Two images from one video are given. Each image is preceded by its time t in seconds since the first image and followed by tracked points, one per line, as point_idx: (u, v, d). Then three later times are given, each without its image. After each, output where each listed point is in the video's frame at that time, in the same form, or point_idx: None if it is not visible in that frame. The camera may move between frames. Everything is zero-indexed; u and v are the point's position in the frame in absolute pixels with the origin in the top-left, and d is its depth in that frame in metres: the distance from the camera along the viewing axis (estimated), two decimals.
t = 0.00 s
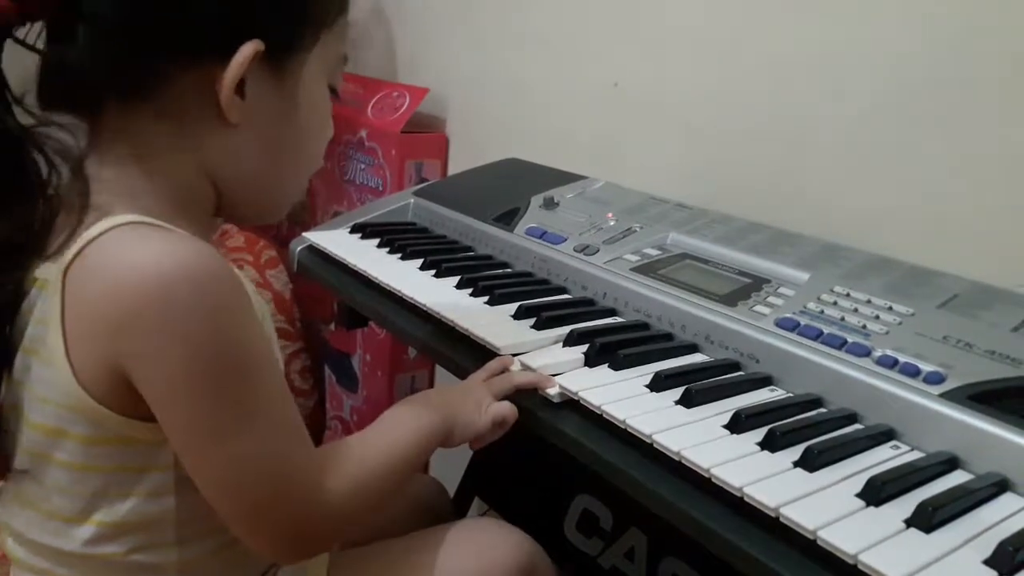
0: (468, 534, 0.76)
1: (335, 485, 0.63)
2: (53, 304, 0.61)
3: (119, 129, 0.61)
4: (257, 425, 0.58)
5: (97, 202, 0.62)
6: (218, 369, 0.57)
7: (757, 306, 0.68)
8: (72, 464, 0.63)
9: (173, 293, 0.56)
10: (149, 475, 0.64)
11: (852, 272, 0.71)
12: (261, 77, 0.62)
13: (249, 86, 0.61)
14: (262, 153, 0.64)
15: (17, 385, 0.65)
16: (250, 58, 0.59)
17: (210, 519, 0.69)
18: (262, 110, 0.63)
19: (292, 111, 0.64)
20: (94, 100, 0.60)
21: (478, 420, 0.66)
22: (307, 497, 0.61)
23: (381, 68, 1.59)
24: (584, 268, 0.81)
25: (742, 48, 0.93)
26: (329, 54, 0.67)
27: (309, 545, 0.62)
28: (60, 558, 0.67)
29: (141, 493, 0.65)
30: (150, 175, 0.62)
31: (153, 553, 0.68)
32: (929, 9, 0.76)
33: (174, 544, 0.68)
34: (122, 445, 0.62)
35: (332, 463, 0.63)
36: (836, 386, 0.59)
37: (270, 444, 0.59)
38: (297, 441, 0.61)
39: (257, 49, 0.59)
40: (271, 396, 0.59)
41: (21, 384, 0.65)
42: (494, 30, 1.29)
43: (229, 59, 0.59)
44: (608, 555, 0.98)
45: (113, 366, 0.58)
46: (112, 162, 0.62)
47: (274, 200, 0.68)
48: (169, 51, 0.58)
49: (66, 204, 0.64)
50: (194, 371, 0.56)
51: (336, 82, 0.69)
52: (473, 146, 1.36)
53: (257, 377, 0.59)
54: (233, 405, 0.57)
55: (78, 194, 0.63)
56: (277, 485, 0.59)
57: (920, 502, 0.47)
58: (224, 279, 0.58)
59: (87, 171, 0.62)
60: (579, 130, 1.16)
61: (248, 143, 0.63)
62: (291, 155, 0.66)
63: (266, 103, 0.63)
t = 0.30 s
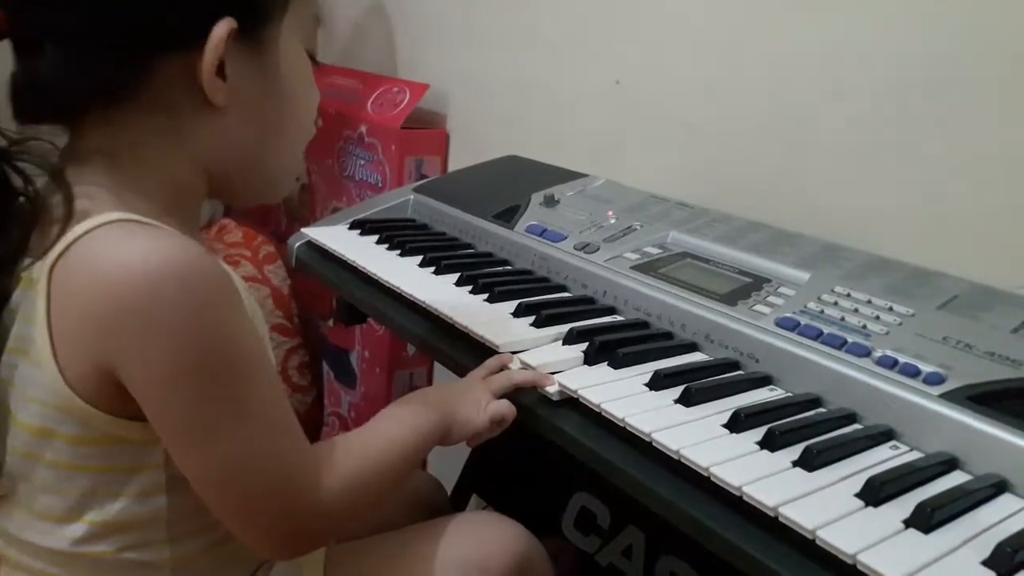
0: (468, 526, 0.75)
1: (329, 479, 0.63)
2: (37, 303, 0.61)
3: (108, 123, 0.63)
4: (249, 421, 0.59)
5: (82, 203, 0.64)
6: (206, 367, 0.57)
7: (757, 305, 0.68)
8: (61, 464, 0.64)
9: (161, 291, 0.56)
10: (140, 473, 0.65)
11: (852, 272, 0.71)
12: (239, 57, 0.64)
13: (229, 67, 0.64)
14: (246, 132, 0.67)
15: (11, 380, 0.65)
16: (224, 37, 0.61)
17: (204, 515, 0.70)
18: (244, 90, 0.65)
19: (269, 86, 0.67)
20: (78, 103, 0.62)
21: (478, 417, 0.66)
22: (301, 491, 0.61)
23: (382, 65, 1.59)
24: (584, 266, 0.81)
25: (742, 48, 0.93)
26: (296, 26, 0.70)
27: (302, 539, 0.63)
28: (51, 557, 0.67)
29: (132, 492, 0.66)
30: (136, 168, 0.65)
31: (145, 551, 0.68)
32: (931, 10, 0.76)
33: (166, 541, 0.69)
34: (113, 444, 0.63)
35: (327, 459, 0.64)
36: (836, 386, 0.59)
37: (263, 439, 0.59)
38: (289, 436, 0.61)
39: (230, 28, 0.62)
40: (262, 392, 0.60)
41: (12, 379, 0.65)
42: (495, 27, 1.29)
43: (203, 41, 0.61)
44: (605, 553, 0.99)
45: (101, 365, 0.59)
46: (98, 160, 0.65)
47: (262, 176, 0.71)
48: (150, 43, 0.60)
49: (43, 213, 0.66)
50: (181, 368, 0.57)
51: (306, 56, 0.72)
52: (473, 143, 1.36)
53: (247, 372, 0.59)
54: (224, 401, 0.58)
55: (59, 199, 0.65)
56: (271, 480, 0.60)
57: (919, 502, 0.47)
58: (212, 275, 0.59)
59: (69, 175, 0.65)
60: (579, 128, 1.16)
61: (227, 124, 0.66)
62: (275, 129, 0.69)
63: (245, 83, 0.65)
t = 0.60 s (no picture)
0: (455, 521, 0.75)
1: (330, 439, 0.65)
2: (11, 314, 0.59)
3: (73, 134, 0.58)
4: (243, 406, 0.59)
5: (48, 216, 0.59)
6: (192, 357, 0.57)
7: (757, 302, 0.68)
8: (50, 468, 0.62)
9: (139, 291, 0.55)
10: (131, 472, 0.64)
11: (852, 269, 0.71)
12: (204, 59, 0.60)
13: (194, 70, 0.59)
14: (213, 135, 0.63)
15: None
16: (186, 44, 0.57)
17: (203, 510, 0.69)
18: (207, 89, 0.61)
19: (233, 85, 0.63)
20: (36, 110, 0.57)
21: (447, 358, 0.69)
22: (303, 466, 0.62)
23: (379, 63, 1.58)
24: (583, 263, 0.80)
25: (742, 46, 0.93)
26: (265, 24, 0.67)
27: (315, 502, 0.64)
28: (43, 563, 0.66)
29: (122, 491, 0.64)
30: (102, 180, 0.60)
31: (141, 550, 0.66)
32: (931, 7, 0.76)
33: (161, 540, 0.67)
34: (103, 444, 0.61)
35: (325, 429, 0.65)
36: (836, 383, 0.59)
37: (259, 423, 0.60)
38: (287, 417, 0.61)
39: (193, 33, 0.58)
40: (250, 378, 0.60)
41: None
42: (493, 25, 1.28)
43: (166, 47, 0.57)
44: (605, 551, 0.98)
45: (83, 371, 0.57)
46: (63, 177, 0.60)
47: (235, 174, 0.67)
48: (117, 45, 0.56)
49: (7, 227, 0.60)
50: (167, 361, 0.56)
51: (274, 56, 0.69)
52: (472, 141, 1.35)
53: (234, 360, 0.59)
54: (213, 391, 0.58)
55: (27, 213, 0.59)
56: (273, 458, 0.60)
57: (920, 499, 0.47)
58: (190, 270, 0.58)
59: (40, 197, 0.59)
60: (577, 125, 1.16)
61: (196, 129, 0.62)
62: (243, 127, 0.65)
63: (207, 83, 0.61)
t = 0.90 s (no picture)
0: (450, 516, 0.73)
1: (331, 426, 0.64)
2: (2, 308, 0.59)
3: (58, 133, 0.59)
4: (241, 392, 0.59)
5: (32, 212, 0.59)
6: (185, 335, 0.57)
7: (760, 302, 0.68)
8: (44, 455, 0.62)
9: (130, 284, 0.56)
10: (129, 454, 0.63)
11: (854, 269, 0.71)
12: (177, 76, 0.60)
13: (167, 84, 0.60)
14: (190, 144, 0.63)
15: None
16: (157, 62, 0.58)
17: (201, 493, 0.68)
18: (180, 101, 0.61)
19: (208, 96, 0.62)
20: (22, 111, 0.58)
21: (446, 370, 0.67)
22: (305, 445, 0.62)
23: (381, 66, 1.59)
24: (586, 264, 0.80)
25: (743, 47, 0.93)
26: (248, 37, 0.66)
27: (317, 476, 0.64)
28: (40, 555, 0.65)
29: (121, 472, 0.64)
30: (81, 184, 0.60)
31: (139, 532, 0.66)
32: (931, 7, 0.76)
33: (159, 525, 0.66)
34: (96, 427, 0.61)
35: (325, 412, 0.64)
36: (840, 383, 0.59)
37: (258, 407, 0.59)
38: (286, 400, 0.61)
39: (165, 52, 0.58)
40: (246, 364, 0.59)
41: None
42: (494, 27, 1.28)
43: (136, 64, 0.58)
44: (609, 551, 0.98)
45: (78, 358, 0.57)
46: (46, 179, 0.60)
47: (216, 185, 0.67)
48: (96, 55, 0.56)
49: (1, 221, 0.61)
50: (161, 341, 0.56)
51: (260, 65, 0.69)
52: (474, 143, 1.36)
53: (228, 350, 0.58)
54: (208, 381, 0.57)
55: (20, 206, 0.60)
56: (273, 440, 0.60)
57: (923, 499, 0.47)
58: (177, 260, 0.58)
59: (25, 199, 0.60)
60: (579, 127, 1.16)
61: (171, 138, 0.62)
62: (222, 137, 0.64)
63: (181, 95, 0.61)
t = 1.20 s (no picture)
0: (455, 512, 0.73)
1: (330, 420, 0.65)
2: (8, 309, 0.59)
3: (59, 133, 0.59)
4: (238, 388, 0.59)
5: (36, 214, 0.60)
6: (185, 338, 0.57)
7: (764, 302, 0.68)
8: (49, 455, 0.62)
9: (128, 285, 0.56)
10: (133, 453, 0.63)
11: (858, 269, 0.71)
12: (179, 77, 0.60)
13: (168, 86, 0.59)
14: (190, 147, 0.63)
15: None
16: (158, 63, 0.58)
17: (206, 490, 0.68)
18: (182, 102, 0.61)
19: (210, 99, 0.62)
20: (21, 114, 0.58)
21: (447, 368, 0.68)
22: (303, 438, 0.62)
23: (385, 67, 1.59)
24: (590, 265, 0.80)
25: (745, 47, 0.93)
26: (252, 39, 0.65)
27: (315, 475, 0.64)
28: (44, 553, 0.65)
29: (125, 471, 0.63)
30: (82, 185, 0.61)
31: (145, 530, 0.65)
32: (934, 8, 0.76)
33: (163, 524, 0.66)
34: (100, 428, 0.61)
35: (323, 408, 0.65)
36: (844, 383, 0.59)
37: (256, 401, 0.60)
38: (283, 394, 0.61)
39: (165, 53, 0.58)
40: (243, 359, 0.59)
41: None
42: (497, 28, 1.29)
43: (138, 64, 0.58)
44: (614, 551, 0.98)
45: (80, 360, 0.57)
46: (49, 181, 0.60)
47: (218, 185, 0.66)
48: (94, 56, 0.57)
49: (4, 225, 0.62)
50: (161, 343, 0.56)
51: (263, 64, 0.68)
52: (477, 143, 1.36)
53: (226, 348, 0.59)
54: (205, 378, 0.58)
55: (19, 206, 0.61)
56: (272, 435, 0.60)
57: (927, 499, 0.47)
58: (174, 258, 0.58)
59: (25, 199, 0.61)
60: (582, 127, 1.16)
61: (172, 141, 0.62)
62: (223, 139, 0.64)
63: (183, 97, 0.61)
